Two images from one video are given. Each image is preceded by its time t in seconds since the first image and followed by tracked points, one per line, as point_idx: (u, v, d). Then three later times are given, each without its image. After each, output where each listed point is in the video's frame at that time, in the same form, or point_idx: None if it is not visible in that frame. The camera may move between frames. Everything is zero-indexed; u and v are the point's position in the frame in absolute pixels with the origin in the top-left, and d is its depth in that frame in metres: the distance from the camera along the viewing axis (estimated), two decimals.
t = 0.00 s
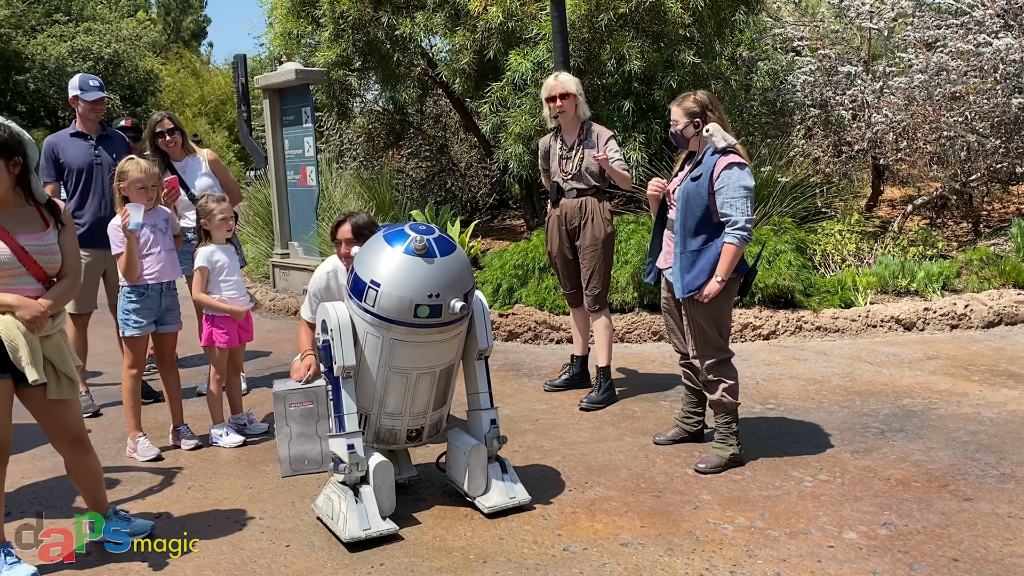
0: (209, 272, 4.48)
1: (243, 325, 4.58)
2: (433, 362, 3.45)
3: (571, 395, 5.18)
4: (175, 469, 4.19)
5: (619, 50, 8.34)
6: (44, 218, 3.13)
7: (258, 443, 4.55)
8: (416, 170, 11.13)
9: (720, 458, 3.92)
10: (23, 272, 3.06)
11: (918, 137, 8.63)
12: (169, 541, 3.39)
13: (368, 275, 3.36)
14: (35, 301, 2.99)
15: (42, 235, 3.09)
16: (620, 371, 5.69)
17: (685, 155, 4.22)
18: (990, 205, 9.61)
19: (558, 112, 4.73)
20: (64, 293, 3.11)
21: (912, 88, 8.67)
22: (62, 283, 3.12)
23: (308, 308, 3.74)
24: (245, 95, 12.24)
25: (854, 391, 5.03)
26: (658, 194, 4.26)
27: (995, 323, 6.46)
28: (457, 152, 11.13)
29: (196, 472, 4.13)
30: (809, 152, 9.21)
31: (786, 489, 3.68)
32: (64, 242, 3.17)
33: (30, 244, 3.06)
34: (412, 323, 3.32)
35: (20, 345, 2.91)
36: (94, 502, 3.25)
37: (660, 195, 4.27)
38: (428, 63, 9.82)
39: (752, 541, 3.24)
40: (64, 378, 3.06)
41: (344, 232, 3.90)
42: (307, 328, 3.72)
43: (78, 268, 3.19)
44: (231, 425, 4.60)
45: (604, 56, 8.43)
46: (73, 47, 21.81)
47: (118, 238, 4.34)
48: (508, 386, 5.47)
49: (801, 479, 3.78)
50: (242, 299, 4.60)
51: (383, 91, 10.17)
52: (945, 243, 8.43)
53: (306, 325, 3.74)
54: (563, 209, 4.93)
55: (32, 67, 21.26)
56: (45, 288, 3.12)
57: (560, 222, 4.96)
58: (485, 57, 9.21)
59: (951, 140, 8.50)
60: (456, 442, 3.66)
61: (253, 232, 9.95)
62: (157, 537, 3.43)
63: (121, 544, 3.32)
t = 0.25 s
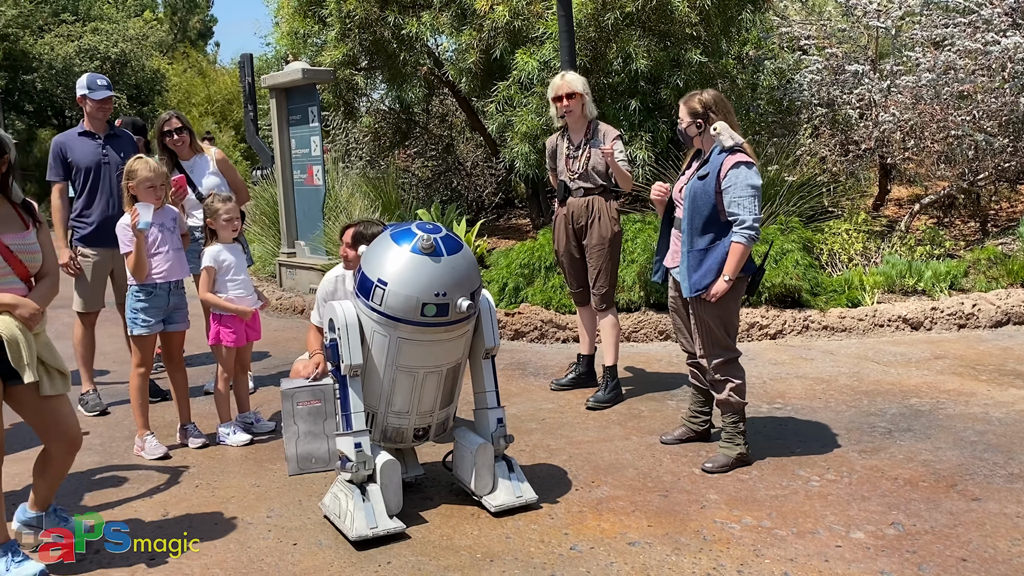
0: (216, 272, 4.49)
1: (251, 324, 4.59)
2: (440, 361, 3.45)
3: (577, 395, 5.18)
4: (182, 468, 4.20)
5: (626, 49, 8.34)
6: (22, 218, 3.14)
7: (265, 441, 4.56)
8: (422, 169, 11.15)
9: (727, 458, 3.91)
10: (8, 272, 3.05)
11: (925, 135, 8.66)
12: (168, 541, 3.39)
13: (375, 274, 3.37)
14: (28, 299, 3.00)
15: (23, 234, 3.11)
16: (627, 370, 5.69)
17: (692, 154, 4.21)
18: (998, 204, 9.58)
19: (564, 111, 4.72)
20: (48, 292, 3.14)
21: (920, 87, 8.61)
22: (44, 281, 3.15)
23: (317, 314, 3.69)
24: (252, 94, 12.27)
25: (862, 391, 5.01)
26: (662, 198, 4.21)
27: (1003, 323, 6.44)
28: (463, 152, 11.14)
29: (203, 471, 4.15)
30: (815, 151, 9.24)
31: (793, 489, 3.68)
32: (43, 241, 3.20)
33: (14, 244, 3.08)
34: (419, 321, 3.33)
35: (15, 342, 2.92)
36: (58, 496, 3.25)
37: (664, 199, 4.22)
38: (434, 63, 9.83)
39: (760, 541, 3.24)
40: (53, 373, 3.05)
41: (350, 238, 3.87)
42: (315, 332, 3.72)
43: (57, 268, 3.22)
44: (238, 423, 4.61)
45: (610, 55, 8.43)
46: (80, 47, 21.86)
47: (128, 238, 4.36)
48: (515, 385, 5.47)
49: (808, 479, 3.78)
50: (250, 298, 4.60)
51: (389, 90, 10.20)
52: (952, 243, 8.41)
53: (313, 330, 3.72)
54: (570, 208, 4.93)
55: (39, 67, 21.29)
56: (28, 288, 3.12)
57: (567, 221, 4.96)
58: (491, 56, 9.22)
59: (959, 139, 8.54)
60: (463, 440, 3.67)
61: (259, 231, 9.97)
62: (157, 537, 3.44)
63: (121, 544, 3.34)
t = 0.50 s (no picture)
0: (222, 271, 4.50)
1: (256, 323, 4.61)
2: (445, 361, 3.45)
3: (582, 394, 5.18)
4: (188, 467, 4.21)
5: (631, 49, 8.33)
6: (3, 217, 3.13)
7: (270, 440, 4.57)
8: (427, 168, 11.18)
9: (732, 458, 3.90)
10: None
11: (932, 135, 8.65)
12: (168, 541, 3.39)
13: (380, 274, 3.37)
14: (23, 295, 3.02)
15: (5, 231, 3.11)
16: (632, 370, 5.68)
17: (697, 153, 4.20)
18: (1006, 203, 9.55)
19: (572, 110, 4.72)
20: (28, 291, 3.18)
21: (926, 87, 8.56)
22: (25, 280, 3.18)
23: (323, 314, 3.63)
24: (258, 93, 12.28)
25: (868, 391, 5.00)
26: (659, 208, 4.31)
27: (1010, 323, 6.41)
28: (469, 151, 11.15)
29: (208, 470, 4.15)
30: (822, 151, 9.25)
31: (799, 490, 3.67)
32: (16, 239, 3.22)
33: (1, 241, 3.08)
34: (424, 321, 3.33)
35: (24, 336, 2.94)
36: None
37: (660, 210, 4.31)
38: (439, 62, 9.84)
39: (765, 541, 3.23)
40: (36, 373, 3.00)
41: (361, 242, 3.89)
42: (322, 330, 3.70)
43: (32, 266, 3.24)
44: (243, 422, 4.62)
45: (616, 54, 8.42)
46: (87, 46, 21.91)
47: (134, 237, 4.35)
48: (520, 384, 5.47)
49: (814, 479, 3.77)
50: (255, 297, 4.62)
51: (394, 90, 10.13)
52: (959, 242, 8.38)
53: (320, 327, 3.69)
54: (576, 208, 4.92)
55: (46, 66, 21.52)
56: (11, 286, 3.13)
57: (572, 221, 4.95)
58: (497, 56, 9.21)
59: (966, 139, 8.52)
60: (467, 440, 3.66)
61: (265, 230, 9.98)
62: (157, 537, 3.44)
63: (122, 544, 3.37)
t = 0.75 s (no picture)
0: (225, 270, 4.50)
1: (260, 322, 4.61)
2: (449, 360, 3.45)
3: (586, 394, 5.18)
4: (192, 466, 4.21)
5: (635, 48, 8.32)
6: None
7: (273, 440, 4.57)
8: (431, 168, 11.18)
9: (736, 458, 3.90)
10: None
11: (937, 134, 8.63)
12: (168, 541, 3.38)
13: (384, 273, 3.37)
14: None
15: None
16: (636, 369, 5.68)
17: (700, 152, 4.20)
18: (1010, 203, 9.54)
19: (578, 109, 4.73)
20: None
21: (931, 86, 8.53)
22: None
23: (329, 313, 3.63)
24: (262, 92, 12.29)
25: (872, 391, 4.99)
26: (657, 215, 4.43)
27: (1014, 323, 6.40)
28: (472, 150, 11.16)
29: (212, 469, 4.16)
30: (826, 151, 9.14)
31: (803, 490, 3.66)
32: None
33: None
34: (428, 320, 3.33)
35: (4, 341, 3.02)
36: None
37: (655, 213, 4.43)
38: (443, 61, 9.84)
39: (769, 541, 3.22)
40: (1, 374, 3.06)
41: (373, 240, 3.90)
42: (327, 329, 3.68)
43: None
44: (247, 421, 4.63)
45: (620, 53, 8.41)
46: (91, 46, 21.93)
47: (139, 235, 4.36)
48: (523, 383, 5.47)
49: (818, 479, 3.76)
50: (259, 296, 4.61)
51: (398, 90, 10.15)
52: (964, 242, 8.36)
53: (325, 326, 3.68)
54: (579, 208, 4.92)
55: (50, 66, 21.34)
56: None
57: (577, 220, 4.95)
58: (500, 55, 9.21)
59: (970, 138, 8.46)
60: (471, 440, 3.66)
61: (269, 230, 9.98)
62: (157, 536, 3.44)
63: (122, 543, 3.37)
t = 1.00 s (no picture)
0: (228, 270, 4.50)
1: (262, 322, 4.61)
2: (451, 360, 3.45)
3: (588, 394, 5.17)
4: (194, 465, 4.21)
5: (638, 48, 8.32)
6: None
7: (276, 439, 4.58)
8: (433, 168, 11.18)
9: (739, 458, 3.89)
10: None
11: (940, 135, 8.59)
12: (168, 541, 3.38)
13: (387, 273, 3.37)
14: None
15: None
16: (638, 370, 5.68)
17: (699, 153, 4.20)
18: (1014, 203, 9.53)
19: (580, 109, 4.73)
20: None
21: (934, 86, 8.53)
22: None
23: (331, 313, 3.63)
24: (265, 92, 12.30)
25: (875, 392, 4.98)
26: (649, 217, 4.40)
27: (1017, 323, 6.39)
28: (475, 150, 11.16)
29: (214, 468, 4.16)
30: (829, 151, 9.24)
31: (805, 490, 3.66)
32: None
33: None
34: (430, 320, 3.32)
35: None
36: None
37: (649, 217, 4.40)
38: (446, 61, 9.83)
39: (772, 542, 3.22)
40: None
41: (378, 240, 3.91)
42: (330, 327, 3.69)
43: None
44: (249, 421, 4.62)
45: (623, 53, 8.41)
46: (94, 45, 21.97)
47: (141, 235, 4.37)
48: (526, 383, 5.47)
49: (820, 480, 3.76)
50: (261, 296, 4.61)
51: (401, 89, 10.22)
52: (967, 243, 8.36)
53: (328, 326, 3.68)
54: (582, 208, 4.91)
55: (54, 65, 21.39)
56: None
57: (579, 220, 4.95)
58: (503, 55, 9.21)
59: (974, 138, 8.46)
60: (473, 440, 3.66)
61: (271, 229, 9.99)
62: (158, 536, 3.43)
63: (122, 543, 3.37)
